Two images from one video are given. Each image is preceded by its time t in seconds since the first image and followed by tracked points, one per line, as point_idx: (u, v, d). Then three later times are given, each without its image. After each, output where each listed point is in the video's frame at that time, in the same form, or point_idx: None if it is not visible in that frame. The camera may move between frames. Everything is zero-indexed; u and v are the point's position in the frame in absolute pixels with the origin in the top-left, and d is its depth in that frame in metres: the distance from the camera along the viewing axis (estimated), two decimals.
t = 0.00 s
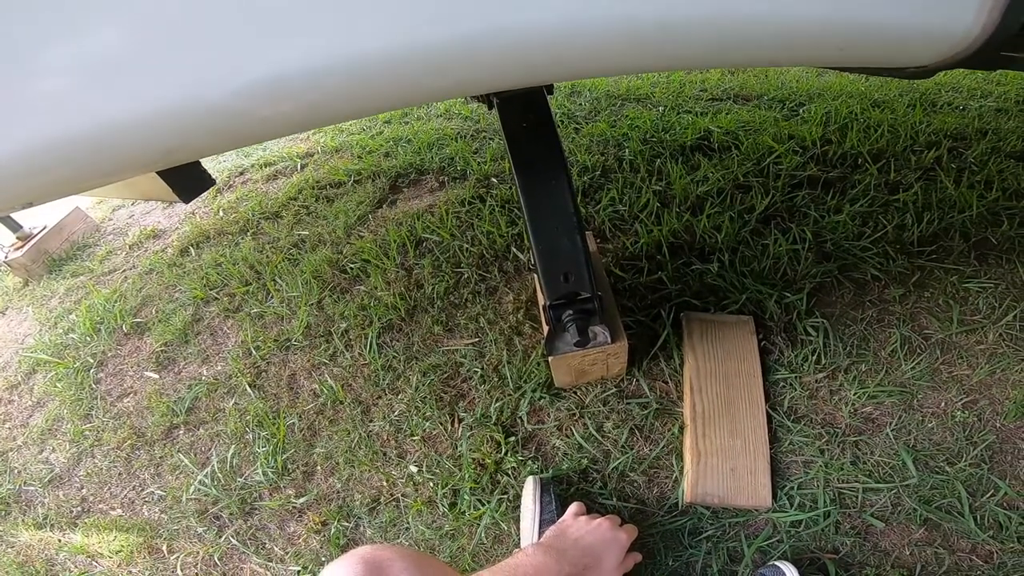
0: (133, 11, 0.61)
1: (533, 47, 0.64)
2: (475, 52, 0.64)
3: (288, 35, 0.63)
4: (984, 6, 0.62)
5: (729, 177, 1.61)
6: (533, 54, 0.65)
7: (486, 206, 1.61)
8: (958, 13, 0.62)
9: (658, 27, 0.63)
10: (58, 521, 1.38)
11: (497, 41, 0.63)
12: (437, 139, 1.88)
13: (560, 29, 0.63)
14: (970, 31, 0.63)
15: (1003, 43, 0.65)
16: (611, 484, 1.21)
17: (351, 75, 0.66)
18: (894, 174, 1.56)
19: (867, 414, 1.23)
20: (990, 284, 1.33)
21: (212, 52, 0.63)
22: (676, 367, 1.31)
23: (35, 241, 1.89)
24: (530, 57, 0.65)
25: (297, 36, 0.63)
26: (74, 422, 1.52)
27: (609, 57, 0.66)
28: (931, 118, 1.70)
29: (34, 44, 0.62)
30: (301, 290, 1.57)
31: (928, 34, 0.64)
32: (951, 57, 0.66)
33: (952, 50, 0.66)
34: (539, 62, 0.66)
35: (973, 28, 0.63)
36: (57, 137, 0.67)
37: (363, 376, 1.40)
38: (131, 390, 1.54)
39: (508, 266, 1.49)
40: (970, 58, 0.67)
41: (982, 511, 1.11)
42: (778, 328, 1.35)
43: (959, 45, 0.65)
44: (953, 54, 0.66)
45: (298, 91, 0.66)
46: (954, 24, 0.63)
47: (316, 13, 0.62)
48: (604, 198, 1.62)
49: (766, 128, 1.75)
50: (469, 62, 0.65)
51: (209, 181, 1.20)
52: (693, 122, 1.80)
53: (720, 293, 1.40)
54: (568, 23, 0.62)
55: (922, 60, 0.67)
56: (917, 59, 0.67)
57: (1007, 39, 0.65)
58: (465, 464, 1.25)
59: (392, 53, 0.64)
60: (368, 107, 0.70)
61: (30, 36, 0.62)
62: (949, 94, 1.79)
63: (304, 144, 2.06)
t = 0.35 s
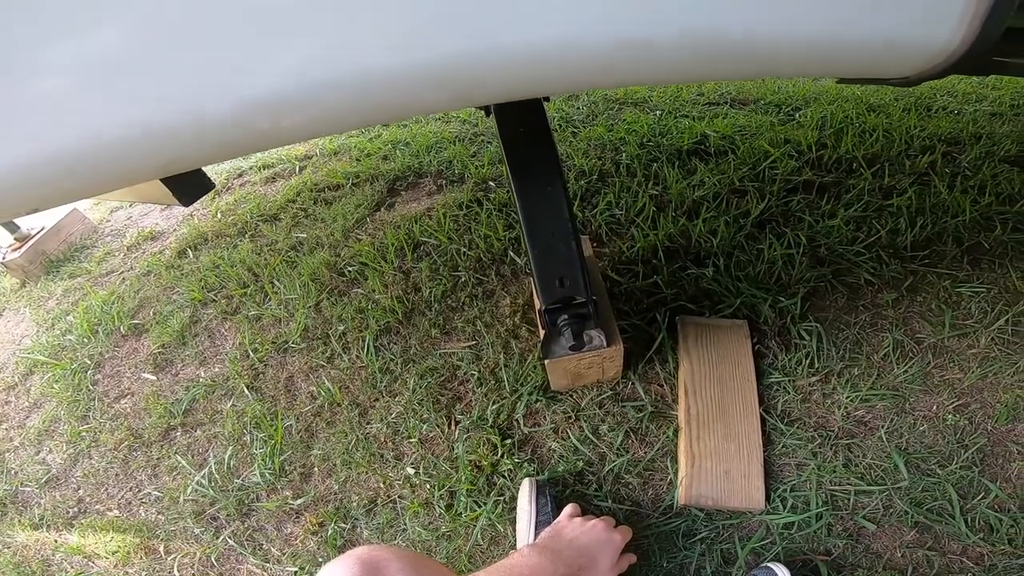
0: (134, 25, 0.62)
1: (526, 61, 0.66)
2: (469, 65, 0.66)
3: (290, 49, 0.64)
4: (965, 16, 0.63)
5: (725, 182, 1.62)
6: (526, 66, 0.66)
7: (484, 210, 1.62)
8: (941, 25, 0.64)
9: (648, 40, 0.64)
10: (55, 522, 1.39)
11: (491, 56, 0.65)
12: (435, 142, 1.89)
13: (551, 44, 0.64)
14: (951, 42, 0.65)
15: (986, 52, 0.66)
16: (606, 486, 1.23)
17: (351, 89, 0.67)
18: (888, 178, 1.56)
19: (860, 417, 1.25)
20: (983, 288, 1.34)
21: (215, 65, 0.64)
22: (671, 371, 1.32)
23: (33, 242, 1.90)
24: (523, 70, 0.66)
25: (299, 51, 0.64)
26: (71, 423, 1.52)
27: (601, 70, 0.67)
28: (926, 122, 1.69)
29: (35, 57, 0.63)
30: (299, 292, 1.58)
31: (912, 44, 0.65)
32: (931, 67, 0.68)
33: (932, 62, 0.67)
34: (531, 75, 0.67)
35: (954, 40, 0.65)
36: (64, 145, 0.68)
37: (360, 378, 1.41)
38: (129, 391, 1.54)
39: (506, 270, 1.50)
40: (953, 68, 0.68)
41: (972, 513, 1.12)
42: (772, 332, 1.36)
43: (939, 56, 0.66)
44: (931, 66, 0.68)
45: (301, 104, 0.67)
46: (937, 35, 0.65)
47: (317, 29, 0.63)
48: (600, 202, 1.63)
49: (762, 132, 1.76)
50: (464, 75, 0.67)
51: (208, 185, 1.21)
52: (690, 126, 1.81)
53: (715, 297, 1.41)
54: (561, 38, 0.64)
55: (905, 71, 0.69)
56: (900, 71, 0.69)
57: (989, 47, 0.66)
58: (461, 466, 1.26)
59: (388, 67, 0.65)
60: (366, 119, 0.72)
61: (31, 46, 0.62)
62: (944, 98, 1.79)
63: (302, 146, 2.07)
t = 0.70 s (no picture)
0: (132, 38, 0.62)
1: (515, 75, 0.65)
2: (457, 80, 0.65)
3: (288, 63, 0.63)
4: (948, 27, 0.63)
5: (721, 187, 1.63)
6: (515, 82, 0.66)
7: (480, 214, 1.63)
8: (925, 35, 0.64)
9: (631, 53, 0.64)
10: (49, 524, 1.39)
11: (490, 68, 0.64)
12: (432, 146, 1.89)
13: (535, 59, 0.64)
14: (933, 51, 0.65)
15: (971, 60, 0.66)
16: (600, 490, 1.23)
17: (348, 102, 0.67)
18: (883, 184, 1.56)
19: (853, 423, 1.25)
20: (977, 294, 1.35)
21: (213, 77, 0.64)
22: (666, 376, 1.33)
23: (29, 245, 1.90)
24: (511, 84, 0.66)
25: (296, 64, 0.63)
26: (66, 425, 1.53)
27: (588, 83, 0.67)
28: (922, 127, 1.69)
29: (33, 67, 0.62)
30: (295, 296, 1.58)
31: (894, 52, 0.65)
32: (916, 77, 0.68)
33: (915, 72, 0.67)
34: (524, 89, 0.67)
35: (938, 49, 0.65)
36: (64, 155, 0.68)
37: (356, 382, 1.42)
38: (124, 394, 1.55)
39: (502, 275, 1.51)
40: (939, 77, 0.68)
41: (965, 518, 1.13)
42: (766, 338, 1.37)
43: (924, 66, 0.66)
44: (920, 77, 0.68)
45: (305, 112, 0.67)
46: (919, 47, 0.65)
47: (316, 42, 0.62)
48: (597, 208, 1.64)
49: (759, 137, 1.76)
50: (462, 85, 0.66)
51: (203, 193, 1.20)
52: (687, 132, 1.81)
53: (710, 304, 1.42)
54: (546, 54, 0.63)
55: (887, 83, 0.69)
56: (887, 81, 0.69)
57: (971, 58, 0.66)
58: (456, 471, 1.26)
59: (382, 80, 0.65)
60: (364, 131, 0.72)
61: (28, 54, 0.62)
62: (940, 103, 1.79)
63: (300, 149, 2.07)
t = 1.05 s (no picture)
0: (87, 33, 0.55)
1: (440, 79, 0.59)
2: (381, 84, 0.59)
3: (256, 60, 0.57)
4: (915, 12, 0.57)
5: (714, 188, 1.62)
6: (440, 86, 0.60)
7: (472, 218, 1.62)
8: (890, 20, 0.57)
9: (563, 49, 0.57)
10: (39, 529, 1.40)
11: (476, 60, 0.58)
12: (424, 149, 1.89)
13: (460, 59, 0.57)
14: (900, 41, 0.59)
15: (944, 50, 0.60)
16: (590, 496, 1.23)
17: (310, 102, 0.60)
18: (876, 184, 1.55)
19: (847, 426, 1.24)
20: (971, 295, 1.33)
21: (175, 76, 0.57)
22: (658, 380, 1.32)
23: (21, 251, 1.90)
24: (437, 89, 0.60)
25: (263, 61, 0.57)
26: (56, 431, 1.53)
27: (549, 81, 0.61)
28: (916, 127, 1.68)
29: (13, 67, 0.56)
30: (286, 302, 1.58)
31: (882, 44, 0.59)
32: (887, 69, 0.61)
33: (884, 63, 0.60)
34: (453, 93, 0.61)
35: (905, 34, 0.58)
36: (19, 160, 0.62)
37: (346, 388, 1.41)
38: (113, 400, 1.54)
39: (493, 279, 1.50)
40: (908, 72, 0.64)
41: (960, 522, 1.12)
42: (759, 340, 1.36)
43: (893, 55, 0.60)
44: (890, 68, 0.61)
45: (305, 112, 0.61)
46: (883, 36, 0.58)
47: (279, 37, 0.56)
48: (589, 210, 1.63)
49: (751, 138, 1.75)
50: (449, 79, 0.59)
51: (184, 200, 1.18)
52: (680, 133, 1.80)
53: (702, 306, 1.41)
54: (472, 53, 0.57)
55: (854, 76, 0.63)
56: (852, 74, 0.62)
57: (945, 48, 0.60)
58: (445, 476, 1.27)
59: (342, 76, 0.58)
60: (339, 128, 0.64)
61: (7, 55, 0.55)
62: (934, 103, 1.77)
63: (293, 153, 2.06)
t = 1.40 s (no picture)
0: (86, 31, 0.54)
1: (420, 83, 0.58)
2: (363, 88, 0.58)
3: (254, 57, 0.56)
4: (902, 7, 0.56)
5: (710, 188, 1.61)
6: (420, 90, 0.59)
7: (467, 219, 1.61)
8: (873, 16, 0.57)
9: (547, 48, 0.57)
10: (37, 534, 1.40)
11: (470, 62, 0.57)
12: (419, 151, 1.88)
13: (441, 62, 0.57)
14: (887, 35, 0.58)
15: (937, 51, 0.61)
16: (588, 499, 1.22)
17: (308, 102, 0.59)
18: (873, 182, 1.54)
19: (846, 426, 1.23)
20: (970, 292, 1.32)
21: (174, 74, 0.56)
22: (655, 382, 1.32)
23: (17, 257, 1.89)
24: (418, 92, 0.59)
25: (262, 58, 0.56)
26: (53, 437, 1.52)
27: (548, 82, 0.60)
28: (912, 124, 1.67)
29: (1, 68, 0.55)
30: (281, 306, 1.57)
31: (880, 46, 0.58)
32: (872, 66, 0.60)
33: (869, 59, 0.60)
34: (433, 97, 0.60)
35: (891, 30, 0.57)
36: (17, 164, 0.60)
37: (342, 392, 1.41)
38: (109, 406, 1.54)
39: (489, 281, 1.50)
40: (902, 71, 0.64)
41: (961, 522, 1.11)
42: (756, 340, 1.35)
43: (878, 51, 0.59)
44: (875, 65, 0.60)
45: (296, 111, 0.59)
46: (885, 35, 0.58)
47: (278, 34, 0.55)
48: (584, 211, 1.62)
49: (747, 136, 1.74)
50: (444, 82, 0.59)
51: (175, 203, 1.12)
52: (675, 132, 1.79)
53: (698, 307, 1.40)
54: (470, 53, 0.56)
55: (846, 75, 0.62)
56: (838, 70, 0.61)
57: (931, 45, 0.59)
58: (441, 480, 1.27)
59: (336, 76, 0.57)
60: (330, 133, 0.64)
61: None
62: (929, 99, 1.76)
63: (288, 156, 2.06)
